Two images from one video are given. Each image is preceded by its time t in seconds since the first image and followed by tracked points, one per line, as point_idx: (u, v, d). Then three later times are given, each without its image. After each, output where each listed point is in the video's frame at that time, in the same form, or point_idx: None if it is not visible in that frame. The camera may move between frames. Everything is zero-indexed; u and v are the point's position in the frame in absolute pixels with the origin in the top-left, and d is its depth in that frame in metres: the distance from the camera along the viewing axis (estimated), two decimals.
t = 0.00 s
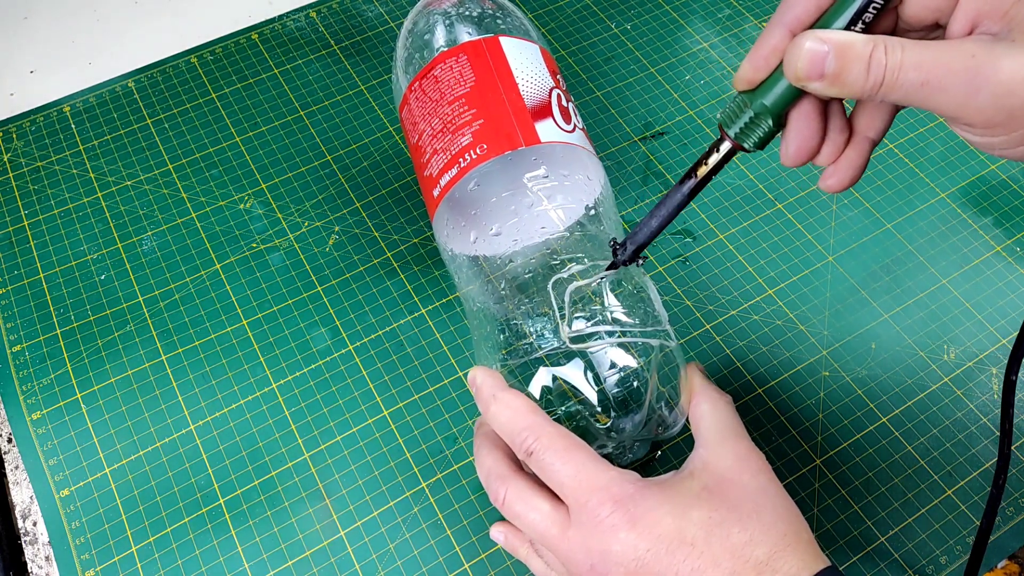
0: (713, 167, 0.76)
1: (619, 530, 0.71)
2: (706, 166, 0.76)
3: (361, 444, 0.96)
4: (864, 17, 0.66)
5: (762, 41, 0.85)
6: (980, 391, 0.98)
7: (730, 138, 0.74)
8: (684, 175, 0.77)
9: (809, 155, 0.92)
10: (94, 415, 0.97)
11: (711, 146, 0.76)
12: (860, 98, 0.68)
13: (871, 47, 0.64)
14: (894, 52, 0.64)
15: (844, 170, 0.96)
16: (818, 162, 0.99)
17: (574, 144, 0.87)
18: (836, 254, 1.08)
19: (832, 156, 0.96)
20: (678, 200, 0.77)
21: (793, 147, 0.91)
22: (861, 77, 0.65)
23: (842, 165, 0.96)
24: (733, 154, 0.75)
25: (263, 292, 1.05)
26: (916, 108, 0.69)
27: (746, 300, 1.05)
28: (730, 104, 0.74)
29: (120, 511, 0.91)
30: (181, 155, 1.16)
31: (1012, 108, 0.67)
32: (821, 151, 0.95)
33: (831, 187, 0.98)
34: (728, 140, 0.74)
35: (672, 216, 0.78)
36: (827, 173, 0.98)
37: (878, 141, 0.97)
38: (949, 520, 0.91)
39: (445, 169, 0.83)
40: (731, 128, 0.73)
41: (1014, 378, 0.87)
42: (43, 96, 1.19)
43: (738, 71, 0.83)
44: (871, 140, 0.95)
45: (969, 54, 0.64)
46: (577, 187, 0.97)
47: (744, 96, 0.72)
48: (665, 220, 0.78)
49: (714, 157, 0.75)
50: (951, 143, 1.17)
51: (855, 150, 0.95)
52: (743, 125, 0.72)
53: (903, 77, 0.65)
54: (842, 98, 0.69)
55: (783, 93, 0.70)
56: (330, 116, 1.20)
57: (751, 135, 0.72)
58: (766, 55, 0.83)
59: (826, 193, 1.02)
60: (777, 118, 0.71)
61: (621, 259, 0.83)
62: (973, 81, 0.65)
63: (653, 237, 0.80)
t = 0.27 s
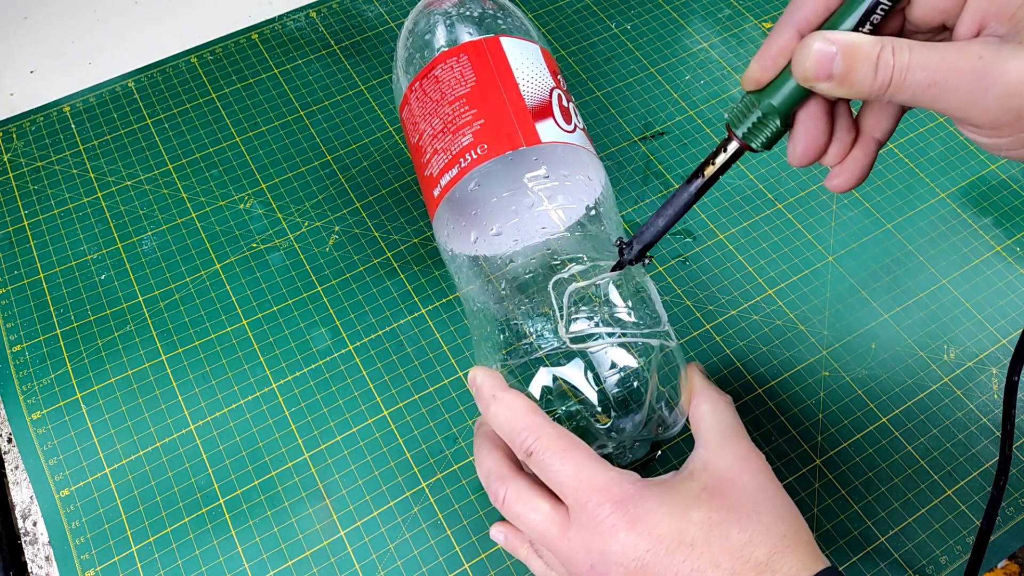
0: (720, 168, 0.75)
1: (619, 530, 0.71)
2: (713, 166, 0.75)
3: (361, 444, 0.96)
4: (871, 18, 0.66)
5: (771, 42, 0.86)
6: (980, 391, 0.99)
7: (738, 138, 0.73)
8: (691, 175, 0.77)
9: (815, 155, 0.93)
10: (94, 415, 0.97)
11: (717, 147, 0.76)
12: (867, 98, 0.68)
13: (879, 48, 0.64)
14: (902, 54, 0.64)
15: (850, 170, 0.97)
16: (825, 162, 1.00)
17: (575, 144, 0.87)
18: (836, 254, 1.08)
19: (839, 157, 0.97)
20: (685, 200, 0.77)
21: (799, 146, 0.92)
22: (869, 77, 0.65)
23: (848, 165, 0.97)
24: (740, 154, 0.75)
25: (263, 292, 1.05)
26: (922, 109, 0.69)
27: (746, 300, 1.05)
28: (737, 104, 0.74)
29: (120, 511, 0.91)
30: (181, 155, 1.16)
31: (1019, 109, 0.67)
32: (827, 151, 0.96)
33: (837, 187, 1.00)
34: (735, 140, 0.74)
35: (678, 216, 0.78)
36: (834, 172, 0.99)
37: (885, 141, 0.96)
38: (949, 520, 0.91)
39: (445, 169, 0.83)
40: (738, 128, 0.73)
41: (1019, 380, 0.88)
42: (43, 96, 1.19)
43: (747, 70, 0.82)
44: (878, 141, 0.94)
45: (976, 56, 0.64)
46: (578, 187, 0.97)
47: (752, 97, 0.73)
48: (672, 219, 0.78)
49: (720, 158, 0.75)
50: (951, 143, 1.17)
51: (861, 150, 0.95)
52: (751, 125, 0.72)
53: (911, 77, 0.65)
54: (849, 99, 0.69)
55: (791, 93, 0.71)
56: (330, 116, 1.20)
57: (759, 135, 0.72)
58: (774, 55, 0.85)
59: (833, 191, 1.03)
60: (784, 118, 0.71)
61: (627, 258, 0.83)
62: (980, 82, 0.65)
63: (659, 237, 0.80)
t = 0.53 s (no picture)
0: (729, 169, 0.76)
1: (618, 530, 0.70)
2: (721, 168, 0.76)
3: (361, 444, 0.96)
4: (884, 24, 0.68)
5: (783, 46, 0.87)
6: (980, 390, 0.99)
7: (747, 140, 0.74)
8: (699, 176, 0.77)
9: (824, 159, 0.94)
10: (94, 415, 0.97)
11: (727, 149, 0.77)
12: (878, 104, 0.68)
13: (891, 55, 0.64)
14: (914, 60, 0.64)
15: (858, 174, 0.97)
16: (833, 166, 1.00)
17: (574, 144, 0.87)
18: (836, 254, 1.08)
19: (847, 161, 0.97)
20: (693, 200, 0.77)
21: (808, 150, 0.92)
22: (880, 83, 0.65)
23: (856, 169, 0.97)
24: (750, 156, 0.76)
25: (263, 292, 1.05)
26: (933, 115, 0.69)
27: (746, 300, 1.05)
28: (748, 107, 0.74)
29: (120, 511, 0.91)
30: (181, 155, 1.16)
31: None
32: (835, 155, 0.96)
33: (845, 191, 0.99)
34: (745, 142, 0.75)
35: (686, 216, 0.78)
36: (841, 177, 0.99)
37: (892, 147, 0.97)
38: (949, 520, 0.91)
39: (445, 169, 0.83)
40: (748, 130, 0.74)
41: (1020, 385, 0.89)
42: (43, 96, 1.19)
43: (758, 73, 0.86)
44: (886, 146, 0.95)
45: (988, 64, 0.65)
46: (578, 187, 0.97)
47: (762, 99, 0.73)
48: (680, 219, 0.78)
49: (730, 159, 0.76)
50: (951, 143, 1.17)
51: (869, 155, 0.96)
52: (761, 127, 0.73)
53: (921, 84, 0.65)
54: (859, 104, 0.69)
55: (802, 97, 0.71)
56: (330, 116, 1.20)
57: (768, 138, 0.73)
58: (787, 60, 0.85)
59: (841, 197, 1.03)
60: (794, 121, 0.71)
61: (633, 257, 0.82)
62: (992, 90, 0.65)
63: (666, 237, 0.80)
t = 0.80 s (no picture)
0: (736, 170, 0.76)
1: (616, 530, 0.70)
2: (728, 169, 0.76)
3: (361, 444, 0.96)
4: (893, 28, 0.68)
5: (791, 49, 0.88)
6: (980, 390, 0.98)
7: (755, 141, 0.74)
8: (706, 177, 0.77)
9: (831, 162, 0.94)
10: (94, 416, 0.97)
11: (734, 150, 0.77)
12: (884, 107, 0.68)
13: (899, 58, 0.65)
14: (921, 64, 0.65)
15: (864, 179, 0.97)
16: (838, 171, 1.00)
17: (574, 144, 0.87)
18: (836, 254, 1.08)
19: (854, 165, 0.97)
20: (699, 201, 0.77)
21: (815, 153, 0.92)
22: (888, 87, 0.65)
23: (862, 174, 0.97)
24: (757, 158, 0.76)
25: (263, 292, 1.05)
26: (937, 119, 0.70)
27: (746, 300, 1.05)
28: (756, 109, 0.74)
29: (120, 511, 0.91)
30: (181, 155, 1.16)
31: None
32: (842, 159, 0.96)
33: (851, 196, 0.99)
34: (752, 143, 0.75)
35: (692, 217, 0.78)
36: (848, 181, 0.99)
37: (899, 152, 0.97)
38: (949, 520, 0.91)
39: (445, 170, 0.83)
40: (756, 132, 0.74)
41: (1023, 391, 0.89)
42: (43, 96, 1.19)
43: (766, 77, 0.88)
44: (893, 152, 0.96)
45: (992, 69, 0.66)
46: (578, 187, 0.97)
47: (770, 101, 0.73)
48: (684, 220, 0.78)
49: (736, 160, 0.76)
50: (951, 143, 1.16)
51: (876, 160, 0.96)
52: (769, 129, 0.73)
53: (929, 87, 0.65)
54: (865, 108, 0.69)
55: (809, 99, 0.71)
56: (330, 116, 1.20)
57: (776, 140, 0.73)
58: (795, 64, 0.87)
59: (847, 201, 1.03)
60: (802, 123, 0.71)
61: (638, 256, 0.82)
62: (996, 94, 0.66)
63: (671, 238, 0.80)
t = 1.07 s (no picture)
0: (741, 170, 0.77)
1: (613, 530, 0.70)
2: (733, 169, 0.76)
3: (361, 444, 0.96)
4: (898, 31, 0.68)
5: (798, 50, 0.89)
6: (980, 390, 0.98)
7: (760, 141, 0.74)
8: (711, 177, 0.77)
9: (834, 165, 0.94)
10: (94, 416, 0.97)
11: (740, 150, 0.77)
12: (887, 108, 0.68)
13: (903, 58, 0.65)
14: (925, 65, 0.65)
15: (869, 183, 0.96)
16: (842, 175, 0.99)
17: (573, 144, 0.87)
18: (836, 254, 1.08)
19: (858, 168, 0.96)
20: (704, 201, 0.77)
21: (818, 155, 0.92)
22: (892, 87, 0.65)
23: (867, 177, 0.96)
24: (762, 158, 0.76)
25: (263, 292, 1.05)
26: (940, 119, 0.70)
27: (746, 300, 1.05)
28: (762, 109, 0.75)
29: (120, 511, 0.91)
30: (181, 155, 1.16)
31: None
32: (846, 162, 0.96)
33: (855, 200, 0.99)
34: (758, 143, 0.75)
35: (696, 217, 0.78)
36: (852, 185, 0.98)
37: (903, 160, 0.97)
38: (949, 520, 0.91)
39: (444, 170, 0.83)
40: (762, 132, 0.74)
41: None
42: (43, 96, 1.19)
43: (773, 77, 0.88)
44: (897, 157, 0.95)
45: (996, 70, 0.66)
46: (577, 188, 0.97)
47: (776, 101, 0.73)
48: (689, 220, 0.78)
49: (742, 161, 0.76)
50: (951, 143, 1.17)
51: (880, 163, 0.95)
52: (774, 128, 0.73)
53: (932, 88, 0.66)
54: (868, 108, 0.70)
55: (816, 100, 0.71)
56: (330, 116, 1.20)
57: (781, 140, 0.73)
58: (802, 64, 0.88)
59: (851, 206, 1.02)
60: (807, 123, 0.71)
61: (642, 256, 0.81)
62: (999, 95, 0.66)
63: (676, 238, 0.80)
